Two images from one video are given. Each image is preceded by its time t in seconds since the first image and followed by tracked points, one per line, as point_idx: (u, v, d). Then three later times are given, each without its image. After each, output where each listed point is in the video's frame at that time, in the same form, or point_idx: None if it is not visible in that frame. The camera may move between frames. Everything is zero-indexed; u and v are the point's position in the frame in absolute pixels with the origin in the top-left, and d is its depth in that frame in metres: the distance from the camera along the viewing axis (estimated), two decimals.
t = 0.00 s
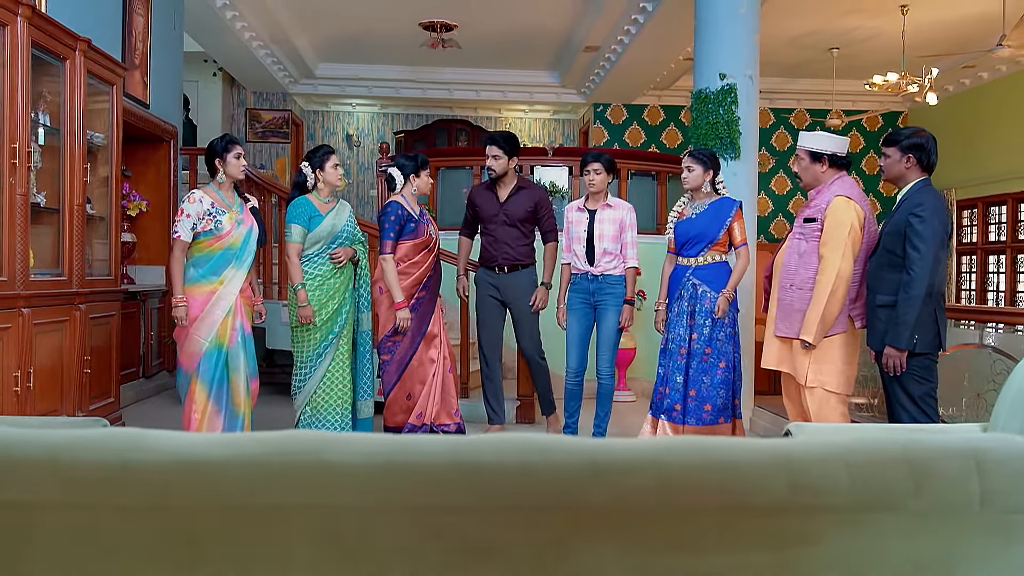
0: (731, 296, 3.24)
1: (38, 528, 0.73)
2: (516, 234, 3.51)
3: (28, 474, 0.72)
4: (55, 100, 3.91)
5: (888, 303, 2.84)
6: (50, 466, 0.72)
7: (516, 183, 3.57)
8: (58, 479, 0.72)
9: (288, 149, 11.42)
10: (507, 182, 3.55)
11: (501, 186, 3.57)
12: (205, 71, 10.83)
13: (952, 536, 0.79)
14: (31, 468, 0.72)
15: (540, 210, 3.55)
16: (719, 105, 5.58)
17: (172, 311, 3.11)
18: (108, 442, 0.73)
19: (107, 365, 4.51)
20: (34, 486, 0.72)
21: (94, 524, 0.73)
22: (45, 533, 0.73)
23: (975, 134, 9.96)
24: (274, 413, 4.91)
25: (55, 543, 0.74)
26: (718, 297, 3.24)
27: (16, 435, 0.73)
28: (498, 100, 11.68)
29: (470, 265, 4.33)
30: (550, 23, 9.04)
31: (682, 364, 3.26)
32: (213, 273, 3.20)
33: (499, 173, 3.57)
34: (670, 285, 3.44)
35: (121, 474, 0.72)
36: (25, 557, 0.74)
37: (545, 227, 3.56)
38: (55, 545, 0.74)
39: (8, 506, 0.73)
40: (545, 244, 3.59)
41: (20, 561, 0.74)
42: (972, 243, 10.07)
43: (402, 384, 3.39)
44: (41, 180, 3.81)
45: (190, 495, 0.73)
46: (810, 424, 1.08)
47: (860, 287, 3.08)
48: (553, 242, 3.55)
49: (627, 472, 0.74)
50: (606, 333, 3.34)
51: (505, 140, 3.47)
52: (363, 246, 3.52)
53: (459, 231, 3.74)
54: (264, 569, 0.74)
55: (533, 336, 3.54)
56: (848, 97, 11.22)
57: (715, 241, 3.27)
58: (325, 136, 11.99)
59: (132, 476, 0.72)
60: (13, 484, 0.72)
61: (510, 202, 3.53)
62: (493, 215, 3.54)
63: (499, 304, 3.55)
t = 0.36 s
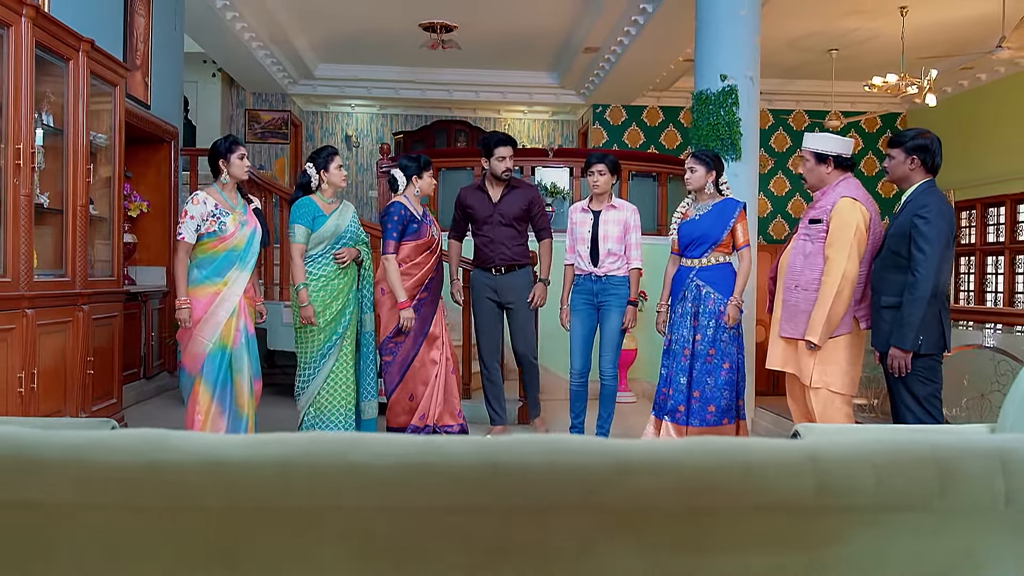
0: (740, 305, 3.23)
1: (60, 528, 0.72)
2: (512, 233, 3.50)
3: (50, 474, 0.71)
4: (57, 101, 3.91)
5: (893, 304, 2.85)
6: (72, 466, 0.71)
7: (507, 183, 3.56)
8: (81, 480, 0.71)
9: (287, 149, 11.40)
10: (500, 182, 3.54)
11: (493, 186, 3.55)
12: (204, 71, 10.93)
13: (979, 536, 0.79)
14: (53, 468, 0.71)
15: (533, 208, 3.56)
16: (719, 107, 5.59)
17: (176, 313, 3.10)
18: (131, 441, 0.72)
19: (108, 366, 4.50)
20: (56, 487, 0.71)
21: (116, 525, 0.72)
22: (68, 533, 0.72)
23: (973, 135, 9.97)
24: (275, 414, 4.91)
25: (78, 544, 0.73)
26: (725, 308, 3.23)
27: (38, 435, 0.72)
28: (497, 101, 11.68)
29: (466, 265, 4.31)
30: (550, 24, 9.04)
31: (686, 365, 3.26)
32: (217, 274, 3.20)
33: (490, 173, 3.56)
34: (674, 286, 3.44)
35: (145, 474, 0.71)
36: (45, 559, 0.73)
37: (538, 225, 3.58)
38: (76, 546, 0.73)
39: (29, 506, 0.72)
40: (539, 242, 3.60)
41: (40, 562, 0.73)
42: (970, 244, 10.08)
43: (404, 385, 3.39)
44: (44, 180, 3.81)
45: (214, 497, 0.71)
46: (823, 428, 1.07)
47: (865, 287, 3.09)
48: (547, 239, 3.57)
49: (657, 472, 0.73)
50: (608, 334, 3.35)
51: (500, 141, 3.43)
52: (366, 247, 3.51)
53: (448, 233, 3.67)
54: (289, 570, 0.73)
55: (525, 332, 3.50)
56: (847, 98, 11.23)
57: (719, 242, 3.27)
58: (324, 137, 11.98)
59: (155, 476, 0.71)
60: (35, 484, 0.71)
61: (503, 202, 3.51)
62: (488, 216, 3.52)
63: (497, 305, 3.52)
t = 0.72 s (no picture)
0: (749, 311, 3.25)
1: (91, 531, 0.72)
2: (518, 234, 3.51)
3: (81, 477, 0.70)
4: (61, 101, 3.90)
5: (898, 306, 2.85)
6: (103, 468, 0.70)
7: (513, 184, 3.57)
8: (112, 482, 0.71)
9: (285, 150, 11.39)
10: (506, 183, 3.55)
11: (498, 188, 3.56)
12: (203, 72, 10.90)
13: (1007, 537, 0.80)
14: (84, 471, 0.70)
15: (537, 210, 3.57)
16: (720, 108, 5.59)
17: (181, 314, 3.10)
18: (165, 445, 0.72)
19: (110, 367, 4.49)
20: (87, 489, 0.71)
21: (153, 527, 0.72)
22: (100, 535, 0.72)
23: (971, 137, 9.99)
24: (277, 415, 4.90)
25: (109, 545, 0.72)
26: (735, 319, 3.24)
27: (69, 436, 0.72)
28: (496, 102, 11.68)
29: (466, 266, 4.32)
30: (549, 25, 9.04)
31: (689, 366, 3.26)
32: (221, 276, 3.19)
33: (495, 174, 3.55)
34: (676, 288, 3.44)
35: (177, 476, 0.71)
36: (77, 562, 0.72)
37: (540, 227, 3.60)
38: (107, 548, 0.72)
39: (58, 509, 0.71)
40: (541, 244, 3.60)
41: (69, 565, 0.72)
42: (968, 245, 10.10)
43: (405, 386, 3.37)
44: (46, 180, 3.80)
45: (244, 498, 0.71)
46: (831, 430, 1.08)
47: (870, 289, 3.07)
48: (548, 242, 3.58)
49: (690, 473, 0.73)
50: (608, 335, 3.35)
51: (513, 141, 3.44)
52: (370, 248, 3.51)
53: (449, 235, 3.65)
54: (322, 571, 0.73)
55: (529, 333, 3.50)
56: (845, 99, 11.25)
57: (723, 243, 3.28)
58: (323, 138, 11.97)
59: (195, 479, 0.71)
60: (65, 486, 0.71)
61: (510, 203, 3.52)
62: (494, 218, 3.52)
63: (502, 306, 3.51)
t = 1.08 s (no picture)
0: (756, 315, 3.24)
1: (129, 531, 0.73)
2: (526, 235, 3.50)
3: (119, 478, 0.71)
4: (65, 101, 3.89)
5: (904, 307, 2.85)
6: (140, 470, 0.71)
7: (526, 184, 3.57)
8: (150, 484, 0.71)
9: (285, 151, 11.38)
10: (517, 183, 3.55)
11: (510, 188, 3.56)
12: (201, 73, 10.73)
13: None
14: (122, 472, 0.71)
15: (549, 212, 3.55)
16: (721, 110, 5.60)
17: (187, 315, 3.09)
18: (198, 446, 0.72)
19: (114, 368, 4.49)
20: (125, 490, 0.71)
21: (189, 527, 0.72)
22: (137, 534, 0.73)
23: (969, 139, 10.01)
24: (279, 415, 4.90)
25: (148, 545, 0.73)
26: (741, 321, 3.24)
27: (104, 437, 0.72)
28: (495, 104, 11.69)
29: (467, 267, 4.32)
30: (549, 26, 9.05)
31: (694, 367, 3.26)
32: (226, 277, 3.19)
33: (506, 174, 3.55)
34: (681, 289, 3.44)
35: (215, 477, 0.71)
36: (113, 560, 0.73)
37: (553, 228, 3.58)
38: (145, 547, 0.73)
39: (95, 510, 0.72)
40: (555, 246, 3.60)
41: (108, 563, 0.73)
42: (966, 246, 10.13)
43: (408, 387, 3.36)
44: (51, 182, 3.79)
45: (282, 498, 0.72)
46: (833, 429, 1.08)
47: (876, 291, 3.09)
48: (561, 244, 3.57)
49: (722, 475, 0.74)
50: (608, 336, 3.36)
51: (513, 141, 3.42)
52: (372, 250, 3.51)
53: (467, 236, 3.69)
54: (357, 570, 0.74)
55: (536, 336, 3.49)
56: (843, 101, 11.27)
57: (727, 245, 3.27)
58: (322, 138, 11.96)
59: (231, 481, 0.71)
60: (102, 486, 0.71)
61: (520, 203, 3.52)
62: (502, 217, 3.53)
63: (509, 307, 3.52)
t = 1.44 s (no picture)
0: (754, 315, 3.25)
1: (160, 532, 0.72)
2: (526, 237, 3.52)
3: (155, 481, 0.72)
4: (65, 102, 3.87)
5: (904, 308, 2.86)
6: (175, 472, 0.72)
7: (529, 186, 3.55)
8: (184, 486, 0.72)
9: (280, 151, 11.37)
10: (522, 184, 3.55)
11: (515, 188, 3.57)
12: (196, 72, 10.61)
13: None
14: (158, 473, 0.72)
15: (551, 214, 3.54)
16: (718, 112, 5.64)
17: (186, 315, 3.08)
18: (228, 448, 0.73)
19: (110, 370, 4.46)
20: (161, 492, 0.72)
21: (219, 529, 0.72)
22: (168, 535, 0.72)
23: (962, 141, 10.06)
24: (278, 417, 4.89)
25: (178, 547, 0.73)
26: (740, 322, 3.25)
27: (140, 440, 0.73)
28: (490, 105, 11.69)
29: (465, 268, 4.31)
30: (545, 27, 9.05)
31: (693, 368, 3.27)
32: (226, 277, 3.18)
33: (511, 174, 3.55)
34: (681, 291, 3.45)
35: (247, 478, 0.72)
36: (139, 563, 0.73)
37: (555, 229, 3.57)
38: (177, 549, 0.73)
39: (129, 512, 0.72)
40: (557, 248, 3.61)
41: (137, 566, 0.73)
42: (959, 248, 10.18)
43: (413, 387, 3.36)
44: (49, 183, 3.76)
45: (309, 498, 0.72)
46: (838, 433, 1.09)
47: (875, 292, 3.11)
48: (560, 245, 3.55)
49: (753, 476, 0.73)
50: (604, 337, 3.37)
51: (518, 142, 3.44)
52: (371, 250, 3.51)
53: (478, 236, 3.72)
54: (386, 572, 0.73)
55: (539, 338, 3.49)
56: (837, 103, 11.31)
57: (726, 247, 3.28)
58: (316, 139, 11.92)
59: (260, 482, 0.72)
60: (138, 488, 0.72)
61: (523, 204, 3.53)
62: (505, 218, 3.56)
63: (509, 308, 3.54)
